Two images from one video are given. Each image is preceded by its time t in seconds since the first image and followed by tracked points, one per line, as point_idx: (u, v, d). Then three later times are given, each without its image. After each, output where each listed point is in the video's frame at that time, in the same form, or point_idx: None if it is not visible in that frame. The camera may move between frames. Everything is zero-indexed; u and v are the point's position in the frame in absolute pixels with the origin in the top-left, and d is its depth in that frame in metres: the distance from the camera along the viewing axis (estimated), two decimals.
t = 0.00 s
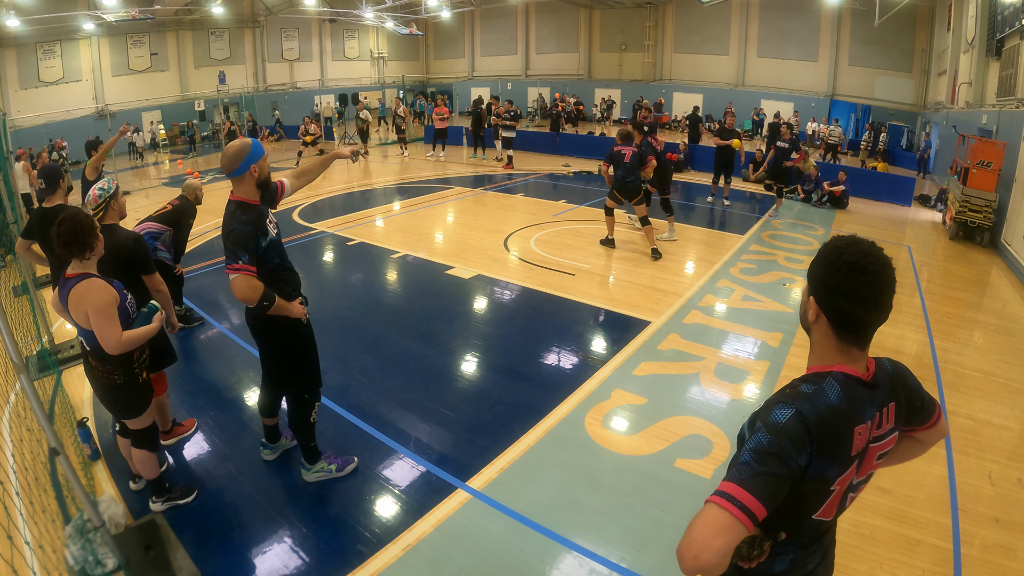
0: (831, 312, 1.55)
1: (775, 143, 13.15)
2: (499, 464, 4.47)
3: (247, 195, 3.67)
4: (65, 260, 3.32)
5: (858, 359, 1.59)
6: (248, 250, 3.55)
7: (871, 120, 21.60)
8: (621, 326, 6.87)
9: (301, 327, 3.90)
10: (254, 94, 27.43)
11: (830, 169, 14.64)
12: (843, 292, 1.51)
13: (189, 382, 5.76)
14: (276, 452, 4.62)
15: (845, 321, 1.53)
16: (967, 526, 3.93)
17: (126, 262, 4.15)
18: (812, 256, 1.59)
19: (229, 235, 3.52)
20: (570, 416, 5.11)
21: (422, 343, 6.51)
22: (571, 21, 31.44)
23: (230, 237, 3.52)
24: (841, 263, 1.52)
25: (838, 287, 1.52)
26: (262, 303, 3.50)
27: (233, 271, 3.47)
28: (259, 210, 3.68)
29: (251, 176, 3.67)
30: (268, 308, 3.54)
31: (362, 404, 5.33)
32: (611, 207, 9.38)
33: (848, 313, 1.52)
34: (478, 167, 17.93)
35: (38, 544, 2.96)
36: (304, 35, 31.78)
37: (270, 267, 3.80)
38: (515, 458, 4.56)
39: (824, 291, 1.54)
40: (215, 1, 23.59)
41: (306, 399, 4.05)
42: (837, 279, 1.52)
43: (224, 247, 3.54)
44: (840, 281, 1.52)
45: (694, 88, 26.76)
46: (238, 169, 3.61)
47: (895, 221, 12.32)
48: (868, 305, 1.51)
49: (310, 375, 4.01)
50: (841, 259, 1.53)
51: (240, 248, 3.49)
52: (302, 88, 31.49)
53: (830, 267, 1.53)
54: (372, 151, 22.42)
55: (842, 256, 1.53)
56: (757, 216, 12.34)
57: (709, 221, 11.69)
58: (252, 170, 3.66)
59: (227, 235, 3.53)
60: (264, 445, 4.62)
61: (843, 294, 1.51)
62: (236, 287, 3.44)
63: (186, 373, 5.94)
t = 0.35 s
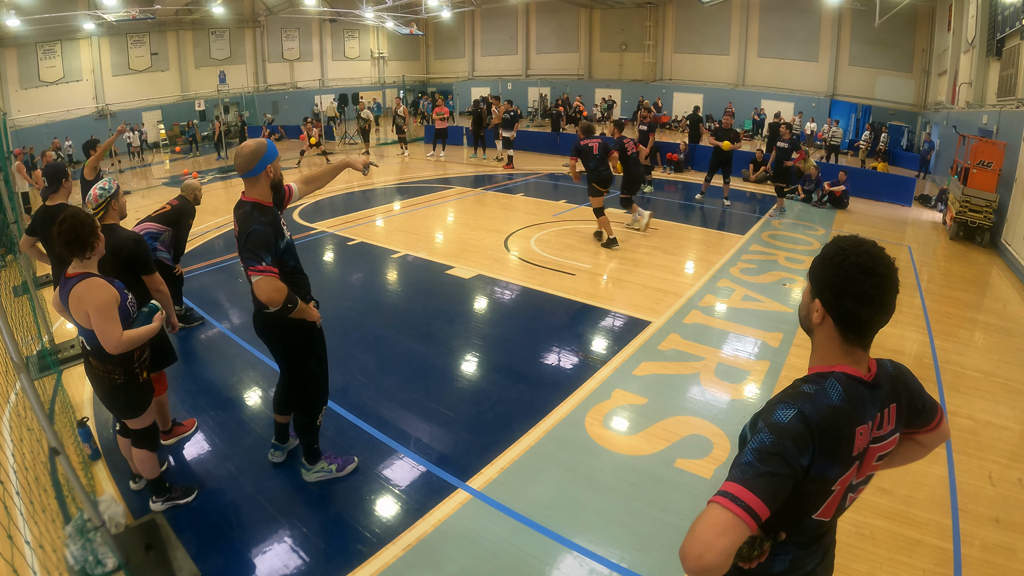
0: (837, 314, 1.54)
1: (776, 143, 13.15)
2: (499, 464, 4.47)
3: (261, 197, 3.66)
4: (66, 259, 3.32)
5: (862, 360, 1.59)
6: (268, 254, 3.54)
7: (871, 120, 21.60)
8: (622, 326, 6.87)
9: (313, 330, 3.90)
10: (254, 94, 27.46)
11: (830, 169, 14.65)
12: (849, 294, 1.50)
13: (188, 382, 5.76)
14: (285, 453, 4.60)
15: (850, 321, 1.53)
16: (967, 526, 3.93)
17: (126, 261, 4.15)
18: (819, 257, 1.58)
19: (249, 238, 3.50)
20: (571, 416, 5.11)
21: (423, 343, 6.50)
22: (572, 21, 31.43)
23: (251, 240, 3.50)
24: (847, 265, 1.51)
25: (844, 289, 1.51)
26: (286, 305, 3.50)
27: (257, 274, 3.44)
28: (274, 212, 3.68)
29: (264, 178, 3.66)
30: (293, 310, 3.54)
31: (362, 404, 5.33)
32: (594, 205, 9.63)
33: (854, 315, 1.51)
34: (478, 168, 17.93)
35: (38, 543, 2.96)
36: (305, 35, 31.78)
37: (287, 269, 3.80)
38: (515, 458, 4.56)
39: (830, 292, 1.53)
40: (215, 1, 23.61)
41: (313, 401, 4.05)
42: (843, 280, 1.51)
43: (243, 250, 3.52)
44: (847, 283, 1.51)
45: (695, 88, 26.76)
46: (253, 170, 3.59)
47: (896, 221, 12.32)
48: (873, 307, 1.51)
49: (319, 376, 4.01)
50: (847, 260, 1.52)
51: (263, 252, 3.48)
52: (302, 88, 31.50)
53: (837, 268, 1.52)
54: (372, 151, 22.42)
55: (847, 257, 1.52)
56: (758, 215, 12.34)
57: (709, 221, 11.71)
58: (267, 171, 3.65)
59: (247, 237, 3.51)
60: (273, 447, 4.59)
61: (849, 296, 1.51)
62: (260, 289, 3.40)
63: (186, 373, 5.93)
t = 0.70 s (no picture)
0: (845, 317, 1.53)
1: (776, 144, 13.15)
2: (499, 465, 4.47)
3: (271, 196, 3.66)
4: (66, 259, 3.32)
5: (865, 362, 1.59)
6: (286, 254, 3.54)
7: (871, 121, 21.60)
8: (622, 326, 6.87)
9: (320, 329, 3.90)
10: (254, 94, 27.49)
11: (830, 169, 14.66)
12: (859, 298, 1.50)
13: (189, 383, 5.75)
14: (291, 456, 4.56)
15: (857, 323, 1.53)
16: (967, 526, 3.93)
17: (126, 261, 4.15)
18: (826, 260, 1.57)
19: (265, 238, 3.49)
20: (571, 416, 5.11)
21: (423, 343, 6.50)
22: (572, 21, 31.44)
23: (267, 241, 3.49)
24: (856, 269, 1.50)
25: (854, 293, 1.50)
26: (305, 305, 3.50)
27: (276, 275, 3.42)
28: (284, 211, 3.68)
29: (273, 177, 3.66)
30: (310, 310, 3.57)
31: (362, 404, 5.33)
32: (536, 194, 10.62)
33: (862, 318, 1.51)
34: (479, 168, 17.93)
35: (39, 542, 2.96)
36: (305, 35, 31.80)
37: (300, 267, 3.79)
38: (516, 458, 4.56)
39: (839, 297, 1.52)
40: (215, 1, 23.62)
41: (318, 401, 4.05)
42: (852, 284, 1.50)
43: (261, 250, 3.51)
44: (855, 287, 1.50)
45: (695, 88, 26.78)
46: (264, 168, 3.59)
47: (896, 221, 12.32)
48: (879, 309, 1.51)
49: (326, 376, 4.02)
50: (853, 264, 1.52)
51: (283, 252, 3.49)
52: (303, 88, 31.52)
53: (845, 271, 1.51)
54: (373, 151, 22.43)
55: (855, 260, 1.52)
56: (758, 216, 12.34)
57: (709, 221, 11.71)
58: (276, 170, 3.65)
59: (263, 238, 3.50)
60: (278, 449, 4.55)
61: (859, 300, 1.50)
62: (283, 290, 3.40)
63: (186, 374, 5.92)
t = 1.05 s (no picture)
0: (849, 317, 1.53)
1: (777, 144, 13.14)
2: (499, 465, 4.47)
3: (279, 193, 3.65)
4: (67, 258, 3.32)
5: (867, 362, 1.59)
6: (302, 249, 3.56)
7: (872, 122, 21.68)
8: (622, 326, 6.87)
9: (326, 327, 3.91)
10: (254, 94, 27.49)
11: (830, 169, 14.66)
12: (863, 296, 1.50)
13: (189, 383, 5.75)
14: (291, 457, 4.56)
15: (859, 321, 1.52)
16: (967, 526, 3.93)
17: (126, 261, 4.15)
18: (826, 260, 1.57)
19: (280, 233, 3.49)
20: (571, 416, 5.11)
21: (423, 342, 6.50)
22: (572, 21, 31.43)
23: (283, 235, 3.49)
24: (857, 267, 1.50)
25: (856, 291, 1.50)
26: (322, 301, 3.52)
27: (294, 267, 3.43)
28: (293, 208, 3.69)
29: (282, 175, 3.68)
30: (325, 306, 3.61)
31: (362, 403, 5.33)
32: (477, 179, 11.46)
33: (865, 316, 1.51)
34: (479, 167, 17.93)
35: (38, 543, 2.96)
36: (305, 35, 31.79)
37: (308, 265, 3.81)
38: (516, 458, 4.56)
39: (842, 296, 1.52)
40: (215, 1, 23.62)
41: (322, 400, 4.05)
42: (852, 283, 1.50)
43: (275, 246, 3.51)
44: (858, 286, 1.50)
45: (695, 89, 26.78)
46: (277, 165, 3.60)
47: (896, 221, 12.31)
48: (882, 307, 1.51)
49: (328, 376, 4.01)
50: (852, 261, 1.52)
51: (300, 246, 3.51)
52: (303, 88, 31.50)
53: (846, 271, 1.51)
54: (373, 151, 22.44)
55: (854, 259, 1.52)
56: (758, 216, 12.34)
57: (709, 221, 11.71)
58: (287, 169, 3.67)
59: (278, 233, 3.50)
60: (278, 449, 4.55)
61: (862, 299, 1.50)
62: (301, 283, 3.40)
63: (187, 373, 5.93)
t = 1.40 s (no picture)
0: (845, 315, 1.53)
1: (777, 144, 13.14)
2: (499, 465, 4.47)
3: (282, 193, 3.65)
4: (66, 258, 3.32)
5: (863, 360, 1.58)
6: (304, 249, 3.56)
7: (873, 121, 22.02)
8: (622, 326, 6.87)
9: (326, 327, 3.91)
10: (254, 94, 27.50)
11: (830, 169, 14.67)
12: (856, 293, 1.50)
13: (189, 382, 5.75)
14: (291, 456, 4.56)
15: (853, 319, 1.52)
16: (968, 526, 3.93)
17: (126, 261, 4.15)
18: (818, 259, 1.57)
19: (282, 233, 3.49)
20: (571, 416, 5.11)
21: (423, 342, 6.50)
22: (572, 21, 31.43)
23: (285, 235, 3.50)
24: (848, 265, 1.51)
25: (849, 289, 1.50)
26: (323, 301, 3.52)
27: (297, 267, 3.43)
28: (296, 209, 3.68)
29: (287, 175, 3.68)
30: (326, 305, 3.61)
31: (362, 404, 5.33)
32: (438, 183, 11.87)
33: (858, 313, 1.51)
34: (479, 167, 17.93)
35: (38, 543, 2.96)
36: (305, 35, 31.78)
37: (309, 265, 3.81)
38: (515, 458, 4.56)
39: (836, 294, 1.52)
40: (216, 1, 23.63)
41: (322, 399, 4.05)
42: (845, 281, 1.50)
43: (277, 246, 3.51)
44: (852, 284, 1.50)
45: (695, 88, 26.78)
46: (283, 164, 3.60)
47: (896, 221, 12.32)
48: (876, 304, 1.51)
49: (327, 376, 4.01)
50: (845, 260, 1.52)
51: (303, 246, 3.52)
52: (303, 88, 31.50)
53: (838, 270, 1.51)
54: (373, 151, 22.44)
55: (846, 257, 1.52)
56: (758, 216, 12.34)
57: (709, 221, 11.72)
58: (292, 169, 3.67)
59: (280, 232, 3.50)
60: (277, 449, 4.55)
61: (855, 296, 1.50)
62: (303, 282, 3.41)
63: (187, 373, 5.93)
